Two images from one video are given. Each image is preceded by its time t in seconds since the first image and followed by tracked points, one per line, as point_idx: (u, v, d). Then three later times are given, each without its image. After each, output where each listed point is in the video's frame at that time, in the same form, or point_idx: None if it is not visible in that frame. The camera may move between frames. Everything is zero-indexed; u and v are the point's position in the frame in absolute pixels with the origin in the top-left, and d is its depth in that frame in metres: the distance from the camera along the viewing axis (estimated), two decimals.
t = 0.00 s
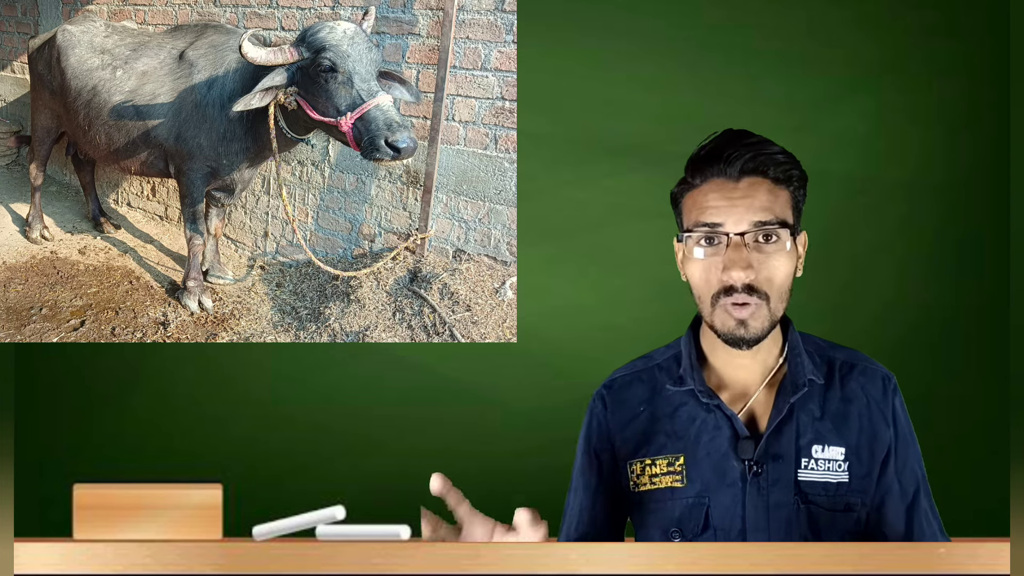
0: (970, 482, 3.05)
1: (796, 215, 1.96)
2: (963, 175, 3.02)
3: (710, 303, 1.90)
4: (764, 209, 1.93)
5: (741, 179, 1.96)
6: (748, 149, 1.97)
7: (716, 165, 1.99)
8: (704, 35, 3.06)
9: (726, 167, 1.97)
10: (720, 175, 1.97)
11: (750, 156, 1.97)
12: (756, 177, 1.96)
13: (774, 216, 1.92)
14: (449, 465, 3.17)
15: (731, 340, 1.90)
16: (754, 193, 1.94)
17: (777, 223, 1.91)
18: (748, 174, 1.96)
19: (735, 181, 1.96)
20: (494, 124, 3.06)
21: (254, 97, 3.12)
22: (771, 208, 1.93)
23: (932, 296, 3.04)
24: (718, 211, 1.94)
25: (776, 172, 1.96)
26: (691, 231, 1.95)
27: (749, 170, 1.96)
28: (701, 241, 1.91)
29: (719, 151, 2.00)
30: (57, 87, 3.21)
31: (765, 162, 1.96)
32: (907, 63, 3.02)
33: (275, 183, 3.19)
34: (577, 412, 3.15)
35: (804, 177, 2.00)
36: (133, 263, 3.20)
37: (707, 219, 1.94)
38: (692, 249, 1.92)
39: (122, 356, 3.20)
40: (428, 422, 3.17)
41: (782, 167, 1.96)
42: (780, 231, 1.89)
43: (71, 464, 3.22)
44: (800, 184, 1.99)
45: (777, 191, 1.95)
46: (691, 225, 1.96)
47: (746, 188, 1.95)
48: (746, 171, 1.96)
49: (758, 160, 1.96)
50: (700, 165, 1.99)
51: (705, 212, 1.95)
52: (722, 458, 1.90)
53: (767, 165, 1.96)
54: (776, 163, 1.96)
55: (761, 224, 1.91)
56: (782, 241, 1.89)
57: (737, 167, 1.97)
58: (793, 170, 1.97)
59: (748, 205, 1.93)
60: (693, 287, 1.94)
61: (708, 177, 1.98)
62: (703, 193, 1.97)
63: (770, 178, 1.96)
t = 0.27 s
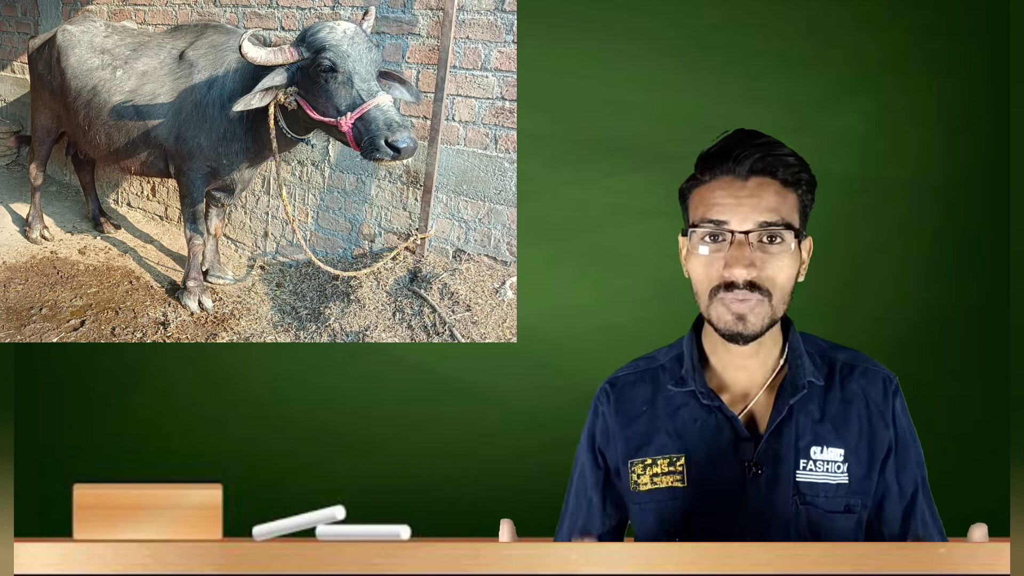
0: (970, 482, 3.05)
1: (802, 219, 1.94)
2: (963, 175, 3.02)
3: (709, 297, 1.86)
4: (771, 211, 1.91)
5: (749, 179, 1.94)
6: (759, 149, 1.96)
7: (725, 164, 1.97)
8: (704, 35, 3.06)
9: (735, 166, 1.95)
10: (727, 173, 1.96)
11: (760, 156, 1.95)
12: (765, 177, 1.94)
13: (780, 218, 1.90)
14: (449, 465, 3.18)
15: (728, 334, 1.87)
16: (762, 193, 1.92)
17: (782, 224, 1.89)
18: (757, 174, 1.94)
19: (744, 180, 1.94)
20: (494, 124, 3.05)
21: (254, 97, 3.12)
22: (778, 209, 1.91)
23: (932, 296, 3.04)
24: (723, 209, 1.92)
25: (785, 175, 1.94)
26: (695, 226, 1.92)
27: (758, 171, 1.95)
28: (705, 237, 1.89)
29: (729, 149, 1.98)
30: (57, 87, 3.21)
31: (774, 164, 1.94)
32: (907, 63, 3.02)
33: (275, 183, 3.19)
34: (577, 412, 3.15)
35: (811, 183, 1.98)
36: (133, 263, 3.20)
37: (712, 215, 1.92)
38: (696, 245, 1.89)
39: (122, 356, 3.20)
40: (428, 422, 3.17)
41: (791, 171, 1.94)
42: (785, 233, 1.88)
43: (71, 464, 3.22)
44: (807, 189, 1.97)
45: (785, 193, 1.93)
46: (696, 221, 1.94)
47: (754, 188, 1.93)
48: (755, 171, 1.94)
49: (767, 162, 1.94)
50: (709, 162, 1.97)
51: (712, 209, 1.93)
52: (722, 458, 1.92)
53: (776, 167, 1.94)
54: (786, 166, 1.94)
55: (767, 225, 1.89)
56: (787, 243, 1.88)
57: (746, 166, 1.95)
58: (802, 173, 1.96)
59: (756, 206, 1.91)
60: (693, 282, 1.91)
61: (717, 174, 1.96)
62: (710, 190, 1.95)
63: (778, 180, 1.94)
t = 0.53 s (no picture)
0: (970, 482, 3.05)
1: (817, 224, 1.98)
2: (963, 175, 3.02)
3: (724, 285, 1.87)
4: (793, 210, 1.93)
5: (775, 176, 1.96)
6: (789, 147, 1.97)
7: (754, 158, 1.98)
8: (704, 35, 3.06)
9: (764, 162, 1.97)
10: (755, 168, 1.97)
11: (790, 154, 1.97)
12: (790, 177, 1.96)
13: (801, 218, 1.93)
14: (449, 465, 3.18)
15: (739, 324, 1.86)
16: (787, 192, 1.94)
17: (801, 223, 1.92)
18: (783, 173, 1.96)
19: (770, 177, 1.96)
20: (494, 124, 3.05)
21: (254, 97, 3.12)
22: (800, 209, 1.94)
23: (933, 296, 3.04)
24: (748, 202, 1.94)
25: (808, 178, 1.97)
26: (718, 215, 1.94)
27: (785, 169, 1.96)
28: (727, 226, 1.91)
29: (763, 144, 1.99)
30: (57, 87, 3.21)
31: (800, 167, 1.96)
32: (907, 63, 3.02)
33: (275, 183, 3.19)
34: (577, 412, 3.15)
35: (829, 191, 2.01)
36: (133, 263, 3.20)
37: (736, 207, 1.94)
38: (718, 233, 1.91)
39: (122, 356, 3.20)
40: (428, 422, 3.17)
41: (814, 175, 1.97)
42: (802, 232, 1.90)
43: (71, 464, 3.22)
44: (825, 196, 2.00)
45: (807, 196, 1.96)
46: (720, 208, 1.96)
47: (779, 185, 1.95)
48: (782, 169, 1.96)
49: (796, 162, 1.96)
50: (739, 154, 1.98)
51: (736, 200, 1.94)
52: (720, 455, 1.90)
53: (802, 169, 1.97)
54: (811, 170, 1.97)
55: (789, 222, 1.91)
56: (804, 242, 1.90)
57: (775, 163, 1.97)
58: (824, 180, 1.99)
59: (779, 203, 1.93)
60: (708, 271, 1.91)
61: (744, 167, 1.98)
62: (737, 181, 1.96)
63: (802, 182, 1.97)
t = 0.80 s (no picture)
0: (971, 482, 3.04)
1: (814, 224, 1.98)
2: (963, 175, 3.02)
3: (722, 281, 1.88)
4: (790, 208, 1.93)
5: (771, 176, 1.96)
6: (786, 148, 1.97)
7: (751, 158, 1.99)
8: (704, 35, 3.06)
9: (760, 162, 1.97)
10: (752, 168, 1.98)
11: (786, 154, 1.97)
12: (786, 176, 1.96)
13: (797, 217, 1.93)
14: (449, 465, 3.18)
15: (736, 319, 1.88)
16: (783, 191, 1.94)
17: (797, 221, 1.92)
18: (779, 172, 1.96)
19: (766, 177, 1.96)
20: (494, 124, 3.06)
21: (254, 97, 3.12)
22: (796, 208, 1.94)
23: (933, 296, 3.04)
24: (744, 201, 1.94)
25: (804, 177, 1.97)
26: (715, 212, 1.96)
27: (780, 169, 1.97)
28: (724, 223, 1.93)
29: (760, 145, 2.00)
30: (57, 87, 3.21)
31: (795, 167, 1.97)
32: (907, 63, 3.02)
33: (275, 183, 3.19)
34: (577, 412, 3.15)
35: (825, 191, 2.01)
36: (133, 263, 3.20)
37: (734, 206, 1.94)
38: (714, 230, 1.93)
39: (122, 356, 3.19)
40: (428, 422, 3.17)
41: (810, 174, 1.97)
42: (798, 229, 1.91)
43: (71, 464, 3.22)
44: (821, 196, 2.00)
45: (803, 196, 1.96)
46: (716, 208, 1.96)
47: (776, 184, 1.95)
48: (778, 169, 1.96)
49: (791, 162, 1.96)
50: (736, 154, 1.99)
51: (732, 199, 1.95)
52: (719, 451, 1.91)
53: (798, 169, 1.97)
54: (807, 170, 1.97)
55: (785, 219, 1.92)
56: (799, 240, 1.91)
57: (771, 163, 1.97)
58: (820, 180, 1.99)
59: (776, 202, 1.93)
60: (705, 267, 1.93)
61: (741, 167, 1.98)
62: (734, 181, 1.97)
63: (798, 182, 1.97)
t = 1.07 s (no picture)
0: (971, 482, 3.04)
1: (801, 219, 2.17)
2: (963, 175, 3.02)
3: (711, 287, 2.06)
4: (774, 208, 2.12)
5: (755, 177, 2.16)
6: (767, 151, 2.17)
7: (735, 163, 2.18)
8: (704, 35, 3.06)
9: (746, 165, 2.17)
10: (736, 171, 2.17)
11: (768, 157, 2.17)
12: (771, 177, 2.16)
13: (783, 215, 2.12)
14: (449, 465, 3.17)
15: (727, 322, 2.07)
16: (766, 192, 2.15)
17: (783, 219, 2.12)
18: (764, 174, 2.16)
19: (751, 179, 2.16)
20: (494, 124, 3.07)
21: (254, 97, 3.13)
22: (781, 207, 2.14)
23: (933, 296, 3.04)
24: (730, 204, 2.14)
25: (789, 177, 2.16)
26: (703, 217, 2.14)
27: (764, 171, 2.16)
28: (711, 229, 2.09)
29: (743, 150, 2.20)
30: (57, 87, 3.21)
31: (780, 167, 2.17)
32: (907, 63, 3.02)
33: (275, 183, 3.19)
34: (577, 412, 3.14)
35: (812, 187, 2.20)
36: (133, 263, 3.20)
37: (721, 209, 2.15)
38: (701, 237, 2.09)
39: (122, 356, 3.17)
40: (428, 423, 3.17)
41: (794, 174, 2.16)
42: (786, 232, 2.06)
43: (71, 464, 3.20)
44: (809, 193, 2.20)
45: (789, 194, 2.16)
46: (705, 211, 2.17)
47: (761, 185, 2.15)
48: (762, 171, 2.16)
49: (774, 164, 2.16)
50: (722, 159, 2.19)
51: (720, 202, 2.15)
52: (712, 449, 2.16)
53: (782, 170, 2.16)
54: (791, 170, 2.16)
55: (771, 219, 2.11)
56: (787, 240, 2.06)
57: (754, 166, 2.17)
58: (804, 178, 2.18)
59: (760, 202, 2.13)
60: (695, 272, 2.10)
61: (727, 171, 2.18)
62: (720, 184, 2.17)
63: (782, 182, 2.16)
